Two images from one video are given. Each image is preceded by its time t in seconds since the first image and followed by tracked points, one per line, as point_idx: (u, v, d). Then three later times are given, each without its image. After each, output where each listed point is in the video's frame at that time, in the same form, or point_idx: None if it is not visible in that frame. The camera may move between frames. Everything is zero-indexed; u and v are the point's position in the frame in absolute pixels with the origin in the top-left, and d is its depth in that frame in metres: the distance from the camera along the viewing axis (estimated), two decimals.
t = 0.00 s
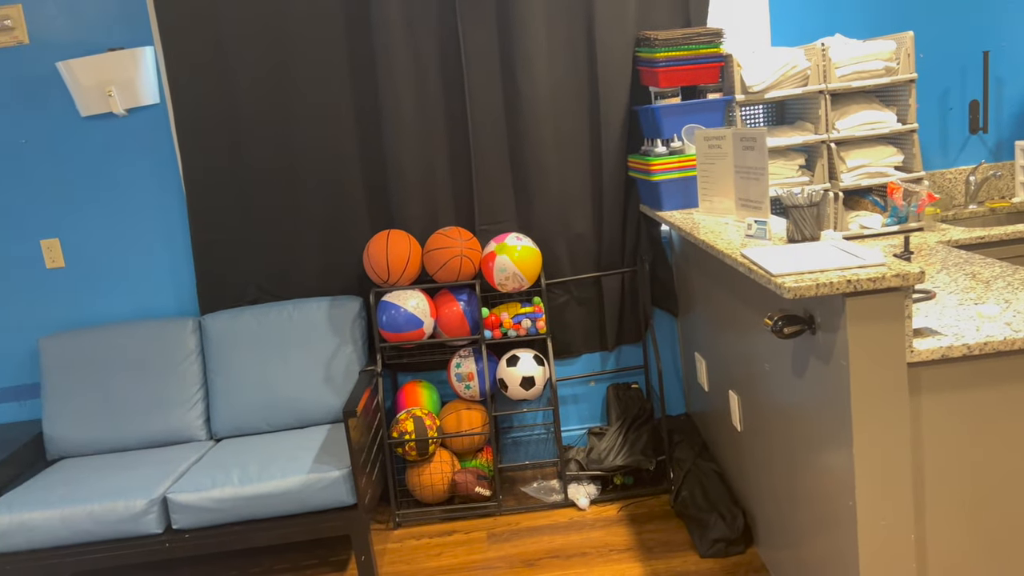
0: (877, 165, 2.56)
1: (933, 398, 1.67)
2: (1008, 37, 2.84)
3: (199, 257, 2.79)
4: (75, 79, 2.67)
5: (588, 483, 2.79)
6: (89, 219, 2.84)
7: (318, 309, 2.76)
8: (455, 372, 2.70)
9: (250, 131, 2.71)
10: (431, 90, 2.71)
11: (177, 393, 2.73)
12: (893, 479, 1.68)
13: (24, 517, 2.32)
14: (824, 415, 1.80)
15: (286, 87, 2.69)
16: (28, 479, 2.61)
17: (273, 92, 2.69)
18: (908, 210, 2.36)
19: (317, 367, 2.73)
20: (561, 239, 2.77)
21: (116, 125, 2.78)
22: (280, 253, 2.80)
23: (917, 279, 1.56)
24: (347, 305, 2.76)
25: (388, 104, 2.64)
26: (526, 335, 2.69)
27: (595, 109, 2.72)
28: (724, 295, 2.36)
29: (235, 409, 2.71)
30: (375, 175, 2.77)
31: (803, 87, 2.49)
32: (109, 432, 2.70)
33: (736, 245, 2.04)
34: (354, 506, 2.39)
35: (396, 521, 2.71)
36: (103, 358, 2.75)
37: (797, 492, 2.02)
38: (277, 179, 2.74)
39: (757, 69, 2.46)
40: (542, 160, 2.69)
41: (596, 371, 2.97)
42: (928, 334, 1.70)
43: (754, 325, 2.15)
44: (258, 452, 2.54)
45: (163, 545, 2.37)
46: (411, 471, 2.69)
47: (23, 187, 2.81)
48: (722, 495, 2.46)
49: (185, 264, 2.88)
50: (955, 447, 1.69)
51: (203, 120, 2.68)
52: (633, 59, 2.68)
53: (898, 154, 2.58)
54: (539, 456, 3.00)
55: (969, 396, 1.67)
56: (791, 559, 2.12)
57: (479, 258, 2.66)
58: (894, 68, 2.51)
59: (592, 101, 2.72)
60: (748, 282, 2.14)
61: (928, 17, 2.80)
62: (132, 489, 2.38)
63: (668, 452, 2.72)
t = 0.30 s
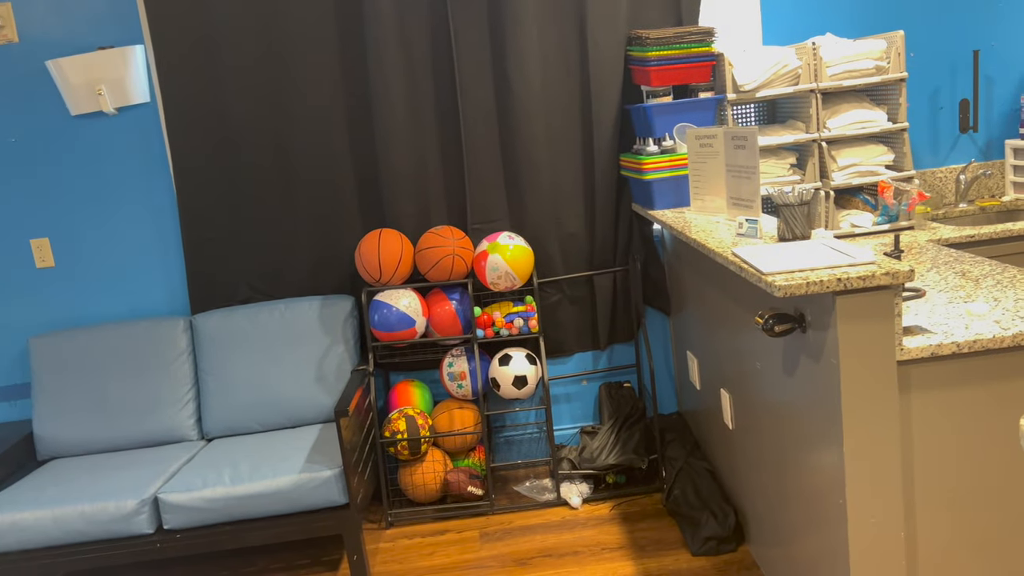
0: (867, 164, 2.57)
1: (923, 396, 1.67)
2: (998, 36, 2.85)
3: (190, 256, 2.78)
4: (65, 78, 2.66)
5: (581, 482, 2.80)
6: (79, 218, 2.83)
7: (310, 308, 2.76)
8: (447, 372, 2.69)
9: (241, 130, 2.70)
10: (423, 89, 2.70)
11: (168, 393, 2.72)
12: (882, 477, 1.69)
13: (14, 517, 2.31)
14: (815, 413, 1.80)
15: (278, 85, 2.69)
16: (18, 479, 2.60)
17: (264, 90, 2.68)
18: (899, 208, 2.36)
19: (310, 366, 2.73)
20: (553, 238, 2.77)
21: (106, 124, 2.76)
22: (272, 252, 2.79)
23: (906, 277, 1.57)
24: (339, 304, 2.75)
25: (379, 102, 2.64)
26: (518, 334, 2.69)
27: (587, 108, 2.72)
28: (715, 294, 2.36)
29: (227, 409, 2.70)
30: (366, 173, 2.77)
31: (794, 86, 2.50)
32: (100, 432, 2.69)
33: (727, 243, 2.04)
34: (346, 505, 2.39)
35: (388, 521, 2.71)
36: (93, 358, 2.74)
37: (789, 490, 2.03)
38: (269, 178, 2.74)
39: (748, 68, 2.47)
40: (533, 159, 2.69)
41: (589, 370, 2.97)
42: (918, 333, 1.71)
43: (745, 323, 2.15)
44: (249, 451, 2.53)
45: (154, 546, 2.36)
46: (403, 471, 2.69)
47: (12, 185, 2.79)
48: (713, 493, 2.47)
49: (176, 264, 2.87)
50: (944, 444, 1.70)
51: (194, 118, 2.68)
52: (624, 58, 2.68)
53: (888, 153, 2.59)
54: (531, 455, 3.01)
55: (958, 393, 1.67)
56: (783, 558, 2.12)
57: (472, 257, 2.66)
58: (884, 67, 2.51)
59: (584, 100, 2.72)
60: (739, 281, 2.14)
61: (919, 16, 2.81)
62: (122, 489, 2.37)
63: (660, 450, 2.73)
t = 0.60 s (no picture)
0: (856, 164, 2.58)
1: (911, 395, 1.68)
2: (985, 37, 2.87)
3: (179, 257, 2.77)
4: (52, 78, 2.64)
5: (571, 482, 2.80)
6: (67, 219, 2.81)
7: (299, 309, 2.75)
8: (438, 372, 2.69)
9: (230, 130, 2.68)
10: (413, 89, 2.70)
11: (157, 395, 2.70)
12: (871, 475, 1.69)
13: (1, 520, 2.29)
14: (804, 413, 1.80)
15: (267, 85, 2.68)
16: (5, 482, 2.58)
17: (253, 90, 2.67)
18: (887, 208, 2.45)
19: (299, 367, 2.72)
20: (544, 238, 2.77)
21: (94, 124, 2.75)
22: (262, 253, 2.78)
23: (894, 277, 1.57)
24: (329, 305, 2.75)
25: (369, 102, 2.63)
26: (509, 334, 2.69)
27: (577, 108, 2.72)
28: (705, 294, 2.36)
29: (216, 411, 2.69)
30: (356, 174, 2.76)
31: (783, 86, 2.50)
32: (88, 434, 2.67)
33: (717, 244, 2.04)
34: (336, 507, 2.38)
35: (378, 522, 2.70)
36: (81, 360, 2.73)
37: (779, 490, 2.03)
38: (258, 178, 2.72)
39: (738, 69, 2.48)
40: (524, 159, 2.69)
41: (579, 370, 2.97)
42: (906, 332, 1.72)
43: (735, 323, 2.16)
44: (239, 453, 2.52)
45: (143, 548, 2.35)
46: (394, 472, 2.68)
47: None
48: (704, 493, 2.48)
49: (165, 264, 2.86)
50: (932, 443, 1.70)
51: (183, 119, 2.66)
52: (614, 58, 2.69)
53: (877, 154, 2.60)
54: (522, 455, 3.01)
55: (946, 392, 1.68)
56: (774, 556, 2.12)
57: (462, 258, 2.66)
58: (873, 67, 2.53)
59: (574, 101, 2.72)
60: (729, 281, 2.14)
61: (906, 16, 2.83)
62: (111, 491, 2.35)
63: (650, 450, 2.73)
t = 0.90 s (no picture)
0: (843, 164, 2.59)
1: (898, 395, 1.69)
2: (970, 38, 2.89)
3: (165, 257, 2.74)
4: (36, 77, 2.62)
5: (560, 483, 2.79)
6: (51, 219, 2.78)
7: (287, 310, 2.73)
8: (426, 373, 2.68)
9: (217, 129, 2.67)
10: (401, 89, 2.69)
11: (143, 396, 2.68)
12: (858, 475, 1.70)
13: None
14: (792, 413, 1.81)
15: (254, 85, 2.66)
16: None
17: (240, 90, 2.66)
18: (874, 209, 2.47)
19: (286, 368, 2.70)
20: (533, 239, 2.76)
21: (79, 124, 2.72)
22: (249, 253, 2.76)
23: (881, 277, 1.58)
24: (317, 305, 2.73)
25: (357, 102, 2.62)
26: (497, 335, 2.69)
27: (566, 108, 2.72)
28: (693, 295, 2.37)
29: (203, 412, 2.67)
30: (344, 173, 2.75)
31: (771, 87, 2.51)
32: (73, 436, 2.65)
33: (705, 244, 2.05)
34: (323, 508, 2.37)
35: (367, 523, 2.69)
36: (66, 361, 2.70)
37: (767, 490, 2.03)
38: (245, 178, 2.71)
39: (726, 69, 2.48)
40: (512, 159, 2.69)
41: (568, 371, 2.97)
42: (893, 333, 1.72)
43: (723, 323, 2.16)
44: (226, 455, 2.50)
45: (129, 551, 2.33)
46: (382, 473, 2.67)
47: None
48: (692, 493, 2.48)
49: (151, 265, 2.83)
50: (919, 443, 1.71)
51: (169, 118, 2.65)
52: (602, 59, 2.68)
53: (864, 154, 2.61)
54: (511, 456, 3.01)
55: (932, 393, 1.69)
56: (763, 556, 2.12)
57: (450, 258, 2.65)
58: (860, 68, 2.54)
59: (563, 101, 2.72)
60: (718, 282, 2.15)
61: (892, 18, 2.84)
62: (96, 494, 2.33)
63: (639, 450, 2.74)
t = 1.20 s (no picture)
0: (829, 164, 2.61)
1: (882, 394, 1.70)
2: (954, 39, 2.91)
3: (151, 256, 2.73)
4: (20, 74, 2.60)
5: (548, 482, 2.79)
6: (35, 217, 2.76)
7: (273, 309, 2.72)
8: (414, 372, 2.68)
9: (203, 127, 2.65)
10: (389, 87, 2.68)
11: (128, 396, 2.67)
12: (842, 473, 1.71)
13: None
14: (777, 412, 1.82)
15: (241, 82, 2.65)
16: None
17: (227, 87, 2.65)
18: (859, 208, 2.45)
19: (273, 367, 2.69)
20: (520, 237, 2.76)
21: (64, 121, 2.70)
22: (236, 252, 2.75)
23: (865, 276, 1.59)
24: (304, 304, 2.73)
25: (344, 100, 2.61)
26: (485, 334, 2.69)
27: (554, 107, 2.72)
28: (681, 294, 2.37)
29: (189, 412, 2.66)
30: (331, 172, 2.74)
31: (757, 87, 2.52)
32: (57, 436, 2.63)
33: (691, 243, 2.05)
34: (310, 508, 2.36)
35: (354, 523, 2.69)
36: (51, 361, 2.68)
37: (754, 488, 2.04)
38: (232, 177, 2.70)
39: (712, 69, 2.50)
40: (500, 158, 2.69)
41: (556, 370, 2.98)
42: (877, 331, 1.73)
43: (709, 322, 2.17)
44: (212, 454, 2.49)
45: (114, 551, 2.31)
46: (369, 472, 2.67)
47: None
48: (679, 491, 2.49)
49: (136, 263, 2.82)
50: (902, 441, 1.72)
51: (154, 116, 2.63)
52: (590, 58, 2.69)
53: (850, 154, 2.63)
54: (499, 455, 3.01)
55: (915, 391, 1.70)
56: (749, 554, 2.13)
57: (438, 257, 2.65)
58: (845, 68, 2.55)
59: (550, 100, 2.72)
60: (704, 281, 2.15)
61: (878, 18, 2.86)
62: (81, 494, 2.32)
63: (626, 449, 2.74)
